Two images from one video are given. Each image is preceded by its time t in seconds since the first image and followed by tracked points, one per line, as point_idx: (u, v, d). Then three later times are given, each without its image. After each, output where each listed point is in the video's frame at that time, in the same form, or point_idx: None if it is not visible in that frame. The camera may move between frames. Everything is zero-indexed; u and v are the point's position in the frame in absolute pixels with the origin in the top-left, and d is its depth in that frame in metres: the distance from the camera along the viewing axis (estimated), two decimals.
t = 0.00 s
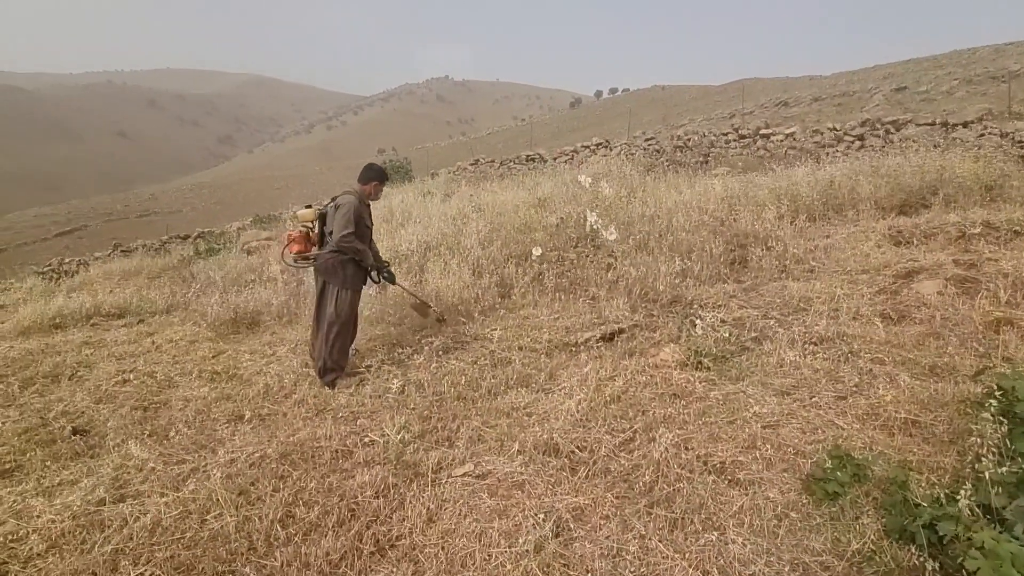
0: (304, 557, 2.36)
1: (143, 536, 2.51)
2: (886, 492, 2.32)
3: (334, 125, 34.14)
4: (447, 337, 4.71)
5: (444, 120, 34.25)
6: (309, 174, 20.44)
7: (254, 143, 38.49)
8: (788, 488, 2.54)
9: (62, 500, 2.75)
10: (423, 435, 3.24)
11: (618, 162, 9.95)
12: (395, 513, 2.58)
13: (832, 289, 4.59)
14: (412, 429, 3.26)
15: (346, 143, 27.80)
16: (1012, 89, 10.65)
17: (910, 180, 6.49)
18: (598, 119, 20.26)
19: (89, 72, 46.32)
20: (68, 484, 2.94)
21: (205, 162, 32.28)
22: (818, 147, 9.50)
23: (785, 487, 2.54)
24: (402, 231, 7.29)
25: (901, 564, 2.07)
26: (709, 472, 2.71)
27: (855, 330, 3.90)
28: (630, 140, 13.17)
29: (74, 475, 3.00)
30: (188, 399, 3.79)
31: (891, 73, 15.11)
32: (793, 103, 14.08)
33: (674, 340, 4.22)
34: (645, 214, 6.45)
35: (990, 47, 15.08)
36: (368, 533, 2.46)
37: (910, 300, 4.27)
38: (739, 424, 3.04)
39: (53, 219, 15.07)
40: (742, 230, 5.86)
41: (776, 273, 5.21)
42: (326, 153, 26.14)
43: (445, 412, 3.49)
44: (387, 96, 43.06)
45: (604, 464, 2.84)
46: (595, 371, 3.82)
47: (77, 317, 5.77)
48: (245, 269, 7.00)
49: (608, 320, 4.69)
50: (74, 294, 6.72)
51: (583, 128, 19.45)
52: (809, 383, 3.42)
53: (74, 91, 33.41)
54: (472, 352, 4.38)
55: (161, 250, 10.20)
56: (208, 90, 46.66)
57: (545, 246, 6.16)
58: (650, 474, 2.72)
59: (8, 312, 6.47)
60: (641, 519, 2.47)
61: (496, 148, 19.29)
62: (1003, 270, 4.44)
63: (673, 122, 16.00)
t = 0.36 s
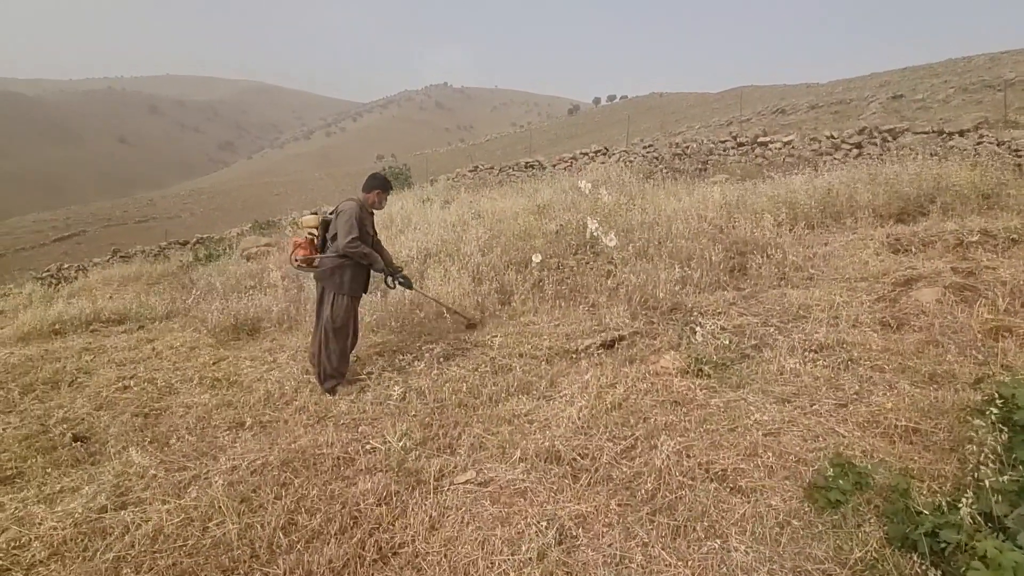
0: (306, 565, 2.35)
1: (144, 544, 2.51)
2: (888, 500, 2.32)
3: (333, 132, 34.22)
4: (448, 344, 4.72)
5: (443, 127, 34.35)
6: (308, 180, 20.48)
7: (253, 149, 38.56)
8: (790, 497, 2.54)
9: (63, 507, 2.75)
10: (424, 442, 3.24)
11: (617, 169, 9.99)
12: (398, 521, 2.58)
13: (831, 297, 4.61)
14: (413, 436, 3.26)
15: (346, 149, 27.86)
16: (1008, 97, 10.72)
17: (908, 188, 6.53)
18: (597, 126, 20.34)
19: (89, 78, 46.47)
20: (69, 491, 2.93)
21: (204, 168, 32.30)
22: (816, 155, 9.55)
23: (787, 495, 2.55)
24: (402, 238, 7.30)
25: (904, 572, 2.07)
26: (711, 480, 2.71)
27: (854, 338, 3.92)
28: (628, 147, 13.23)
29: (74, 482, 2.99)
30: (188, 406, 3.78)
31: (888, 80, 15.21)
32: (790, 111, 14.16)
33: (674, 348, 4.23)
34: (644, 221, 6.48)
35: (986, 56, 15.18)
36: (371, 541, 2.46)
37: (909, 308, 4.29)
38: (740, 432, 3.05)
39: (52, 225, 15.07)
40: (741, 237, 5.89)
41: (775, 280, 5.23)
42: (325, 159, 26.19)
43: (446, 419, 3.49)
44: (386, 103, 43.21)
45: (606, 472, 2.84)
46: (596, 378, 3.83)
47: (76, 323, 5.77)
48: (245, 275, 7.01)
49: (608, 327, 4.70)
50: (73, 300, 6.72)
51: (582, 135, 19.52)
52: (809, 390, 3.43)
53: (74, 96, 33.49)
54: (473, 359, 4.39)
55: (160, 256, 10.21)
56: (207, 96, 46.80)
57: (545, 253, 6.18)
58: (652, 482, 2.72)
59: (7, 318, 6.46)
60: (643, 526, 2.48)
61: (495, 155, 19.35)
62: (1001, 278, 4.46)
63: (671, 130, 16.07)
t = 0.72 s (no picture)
0: (306, 573, 2.34)
1: (142, 553, 2.49)
2: (885, 505, 2.34)
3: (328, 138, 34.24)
4: (445, 351, 4.72)
5: (438, 134, 34.44)
6: (303, 186, 20.47)
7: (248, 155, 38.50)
8: (789, 503, 2.56)
9: (59, 516, 2.73)
10: (423, 450, 3.24)
11: (612, 176, 10.05)
12: (397, 529, 2.58)
13: (826, 304, 4.64)
14: (412, 444, 3.26)
15: (341, 155, 27.87)
16: (996, 106, 10.87)
17: (900, 196, 6.60)
18: (591, 134, 20.44)
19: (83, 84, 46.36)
20: (65, 500, 2.91)
21: (197, 174, 32.21)
22: (809, 162, 9.64)
23: (786, 502, 2.56)
24: (398, 245, 7.31)
25: None
26: (710, 487, 2.72)
27: (849, 345, 3.95)
28: (623, 154, 13.31)
29: (70, 491, 2.97)
30: (185, 414, 3.77)
31: (878, 89, 15.39)
32: (783, 119, 14.29)
33: (672, 354, 4.25)
34: (640, 228, 6.51)
35: (974, 65, 15.39)
36: (371, 549, 2.45)
37: (903, 315, 4.33)
38: (738, 438, 3.07)
39: (44, 230, 14.98)
40: (736, 245, 5.93)
41: (770, 287, 5.27)
42: (320, 166, 26.18)
43: (445, 426, 3.49)
44: (381, 109, 43.30)
45: (605, 479, 2.85)
46: (594, 385, 3.84)
47: (70, 330, 5.73)
48: (241, 281, 7.00)
49: (605, 334, 4.72)
50: (66, 307, 6.68)
51: (577, 142, 19.61)
52: (806, 397, 3.45)
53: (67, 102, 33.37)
54: (471, 365, 4.39)
55: (154, 263, 10.17)
56: (202, 102, 46.78)
57: (541, 259, 6.20)
58: (651, 489, 2.73)
59: None
60: (643, 533, 2.48)
61: (490, 162, 19.41)
62: (993, 285, 4.51)
63: (665, 137, 16.18)
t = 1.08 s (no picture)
0: None
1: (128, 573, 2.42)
2: (886, 522, 2.32)
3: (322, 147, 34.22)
4: (440, 362, 4.68)
5: (432, 143, 34.50)
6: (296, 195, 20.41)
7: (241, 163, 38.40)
8: (789, 519, 2.53)
9: (43, 534, 2.65)
10: (418, 464, 3.19)
11: (607, 187, 10.08)
12: (392, 546, 2.53)
13: (821, 316, 4.64)
14: (406, 458, 3.22)
15: (335, 165, 27.86)
16: (984, 120, 11.01)
17: (892, 209, 6.64)
18: (585, 144, 20.54)
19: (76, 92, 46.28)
20: (49, 516, 2.83)
21: (190, 182, 32.06)
22: (801, 175, 9.71)
23: (786, 517, 2.54)
24: (393, 254, 7.27)
25: None
26: (709, 502, 2.69)
27: (845, 357, 3.95)
28: (617, 165, 13.38)
29: (55, 507, 2.90)
30: (174, 427, 3.69)
31: (868, 103, 15.58)
32: (775, 131, 14.42)
33: (668, 367, 4.23)
34: (635, 240, 6.52)
35: (961, 80, 15.62)
36: (365, 567, 2.40)
37: (898, 327, 4.33)
38: (737, 452, 3.04)
39: (34, 238, 14.84)
40: (731, 256, 5.93)
41: (765, 298, 5.27)
42: (314, 175, 26.15)
43: (440, 440, 3.44)
44: (375, 119, 43.38)
45: (602, 494, 2.81)
46: (590, 398, 3.81)
47: (58, 340, 5.64)
48: (233, 291, 6.93)
49: (602, 345, 4.70)
50: (54, 317, 6.58)
51: (571, 153, 19.69)
52: (804, 410, 3.43)
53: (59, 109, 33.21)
54: (466, 377, 4.35)
55: (145, 271, 10.06)
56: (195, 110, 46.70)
57: (537, 270, 6.18)
58: (650, 505, 2.70)
59: None
60: (642, 550, 2.44)
61: (484, 172, 19.44)
62: (986, 298, 4.53)
63: (658, 149, 16.28)
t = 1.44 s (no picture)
0: None
1: None
2: (900, 541, 2.25)
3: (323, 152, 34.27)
4: (440, 370, 4.61)
5: (433, 149, 34.54)
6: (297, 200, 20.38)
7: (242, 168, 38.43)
8: (799, 536, 2.45)
9: (30, 546, 2.57)
10: (417, 475, 3.12)
11: (608, 194, 10.04)
12: (389, 561, 2.45)
13: (827, 325, 4.57)
14: (405, 469, 3.14)
15: (336, 170, 27.86)
16: (986, 130, 10.98)
17: (896, 217, 6.59)
18: (586, 152, 20.53)
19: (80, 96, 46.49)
20: (37, 526, 2.75)
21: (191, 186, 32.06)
22: (804, 183, 9.67)
23: (795, 534, 2.46)
24: (393, 260, 7.21)
25: None
26: (716, 517, 2.62)
27: (853, 368, 3.87)
28: (619, 173, 13.35)
29: (43, 517, 2.81)
30: (169, 434, 3.62)
31: (868, 112, 15.58)
32: (776, 140, 14.40)
33: (672, 376, 4.16)
34: (638, 247, 6.46)
35: (961, 90, 15.62)
36: None
37: (905, 337, 4.26)
38: (744, 465, 2.96)
39: (33, 241, 14.80)
40: (735, 264, 5.87)
41: (770, 307, 5.20)
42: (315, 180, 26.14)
43: (439, 449, 3.37)
44: (376, 125, 43.46)
45: (606, 508, 2.74)
46: (593, 408, 3.73)
47: (54, 344, 5.58)
48: (231, 295, 6.86)
49: (604, 354, 4.63)
50: (51, 320, 6.52)
51: (572, 160, 19.68)
52: (811, 421, 3.36)
53: (61, 113, 33.28)
54: (467, 386, 4.28)
55: (144, 275, 10.01)
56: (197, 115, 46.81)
57: (538, 277, 6.11)
58: (655, 519, 2.62)
59: None
60: (648, 568, 2.36)
61: (484, 178, 19.43)
62: (994, 308, 4.46)
63: (660, 156, 16.27)
